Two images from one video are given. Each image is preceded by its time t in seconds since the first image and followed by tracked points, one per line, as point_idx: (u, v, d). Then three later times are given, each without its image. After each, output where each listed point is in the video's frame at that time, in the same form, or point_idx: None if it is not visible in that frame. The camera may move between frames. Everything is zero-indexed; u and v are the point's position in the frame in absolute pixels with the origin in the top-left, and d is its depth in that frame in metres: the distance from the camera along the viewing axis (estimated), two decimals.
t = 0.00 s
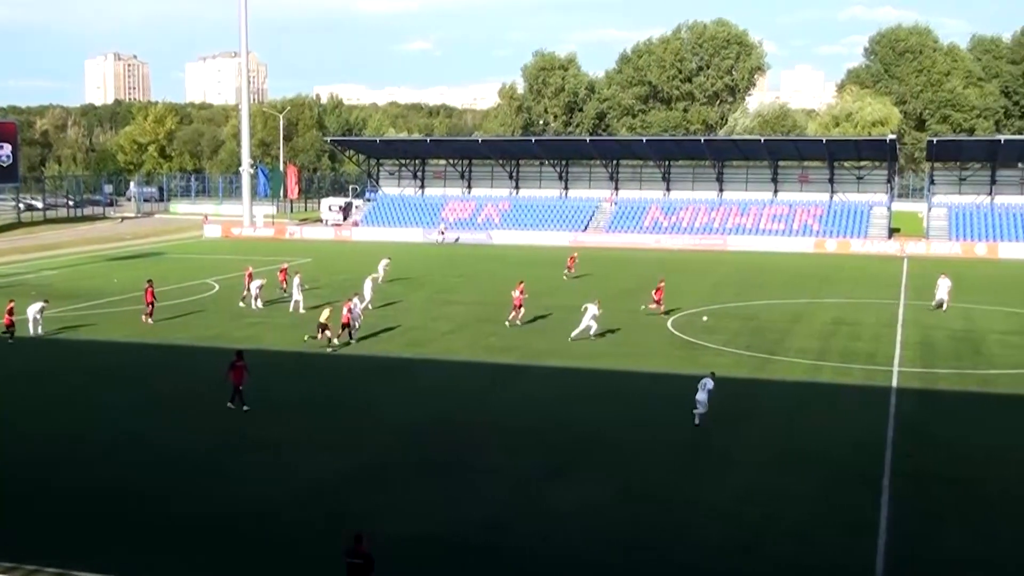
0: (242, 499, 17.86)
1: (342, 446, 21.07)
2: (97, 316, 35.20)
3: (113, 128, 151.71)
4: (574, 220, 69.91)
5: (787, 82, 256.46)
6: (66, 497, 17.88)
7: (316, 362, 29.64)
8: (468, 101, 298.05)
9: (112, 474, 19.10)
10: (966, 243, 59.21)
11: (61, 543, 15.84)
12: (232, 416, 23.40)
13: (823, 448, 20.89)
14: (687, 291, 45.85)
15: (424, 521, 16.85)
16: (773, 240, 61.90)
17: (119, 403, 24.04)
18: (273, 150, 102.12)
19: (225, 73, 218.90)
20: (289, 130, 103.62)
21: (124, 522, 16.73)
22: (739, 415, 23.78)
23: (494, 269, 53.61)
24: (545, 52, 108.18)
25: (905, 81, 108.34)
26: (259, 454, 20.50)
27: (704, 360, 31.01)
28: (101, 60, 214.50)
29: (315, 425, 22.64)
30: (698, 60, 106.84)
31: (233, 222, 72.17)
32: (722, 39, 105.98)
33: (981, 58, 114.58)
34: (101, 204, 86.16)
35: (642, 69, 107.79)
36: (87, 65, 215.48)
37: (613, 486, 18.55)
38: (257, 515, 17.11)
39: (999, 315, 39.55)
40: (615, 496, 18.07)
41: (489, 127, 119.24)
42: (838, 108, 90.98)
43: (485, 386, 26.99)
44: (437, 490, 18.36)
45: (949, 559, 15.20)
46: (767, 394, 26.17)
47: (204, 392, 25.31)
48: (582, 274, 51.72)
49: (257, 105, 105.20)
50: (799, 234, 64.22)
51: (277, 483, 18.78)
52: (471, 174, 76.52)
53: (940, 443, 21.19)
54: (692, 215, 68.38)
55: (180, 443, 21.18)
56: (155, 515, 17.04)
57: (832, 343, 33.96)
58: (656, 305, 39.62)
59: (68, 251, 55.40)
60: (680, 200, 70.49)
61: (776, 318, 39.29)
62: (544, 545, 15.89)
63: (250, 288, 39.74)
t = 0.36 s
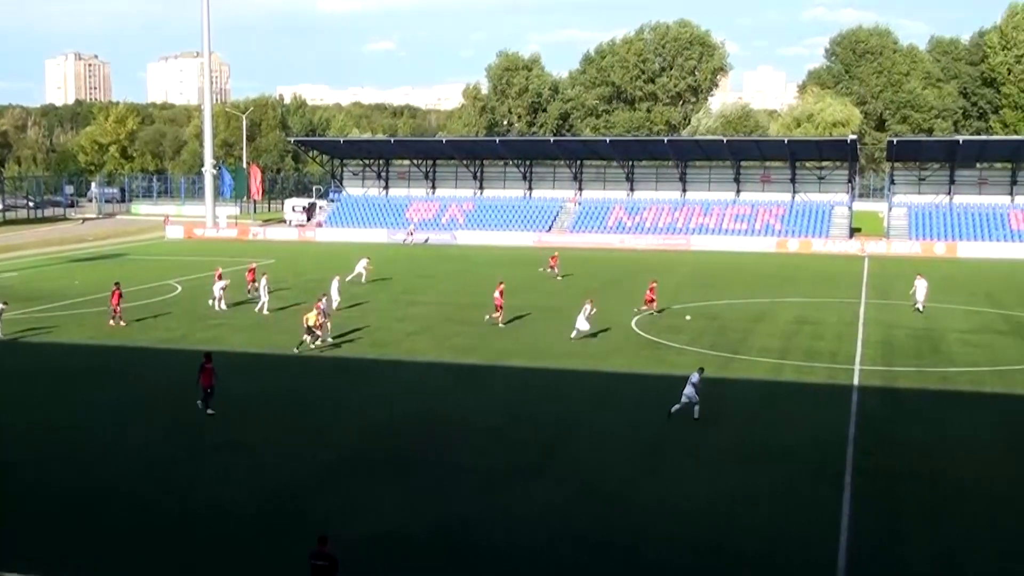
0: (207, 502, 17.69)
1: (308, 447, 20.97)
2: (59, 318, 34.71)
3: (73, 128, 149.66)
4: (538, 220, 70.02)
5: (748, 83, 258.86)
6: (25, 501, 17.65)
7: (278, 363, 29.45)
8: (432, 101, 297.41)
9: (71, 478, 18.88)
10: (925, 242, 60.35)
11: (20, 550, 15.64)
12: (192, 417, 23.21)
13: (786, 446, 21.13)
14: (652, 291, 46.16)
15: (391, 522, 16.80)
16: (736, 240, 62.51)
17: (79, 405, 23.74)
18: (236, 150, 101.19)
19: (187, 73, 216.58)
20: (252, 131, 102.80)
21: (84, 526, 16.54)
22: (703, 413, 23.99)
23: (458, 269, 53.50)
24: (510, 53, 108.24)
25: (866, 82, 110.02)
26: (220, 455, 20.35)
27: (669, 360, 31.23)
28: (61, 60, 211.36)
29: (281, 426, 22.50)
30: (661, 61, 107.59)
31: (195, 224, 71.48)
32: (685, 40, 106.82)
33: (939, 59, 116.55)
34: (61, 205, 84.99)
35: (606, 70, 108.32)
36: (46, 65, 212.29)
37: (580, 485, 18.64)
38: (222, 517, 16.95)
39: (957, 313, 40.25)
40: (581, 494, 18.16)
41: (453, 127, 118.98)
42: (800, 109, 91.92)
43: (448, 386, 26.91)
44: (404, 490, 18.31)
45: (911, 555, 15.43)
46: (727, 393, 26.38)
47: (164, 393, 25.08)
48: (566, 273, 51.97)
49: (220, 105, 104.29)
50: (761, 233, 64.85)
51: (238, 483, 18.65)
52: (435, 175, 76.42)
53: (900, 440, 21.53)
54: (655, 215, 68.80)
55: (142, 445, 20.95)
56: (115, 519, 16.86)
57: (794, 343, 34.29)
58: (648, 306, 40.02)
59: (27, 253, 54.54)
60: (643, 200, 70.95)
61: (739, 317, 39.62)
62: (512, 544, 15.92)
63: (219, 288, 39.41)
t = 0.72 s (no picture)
0: (171, 506, 17.49)
1: (273, 449, 20.82)
2: (20, 321, 34.16)
3: (31, 129, 147.48)
4: (501, 220, 70.09)
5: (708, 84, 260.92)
6: None
7: (241, 366, 29.23)
8: (394, 102, 296.48)
9: (31, 482, 18.63)
10: (885, 242, 61.49)
11: None
12: (154, 419, 22.97)
13: (750, 445, 21.33)
14: (616, 291, 46.38)
15: (358, 524, 16.71)
16: (697, 240, 63.10)
17: (39, 409, 23.43)
18: (197, 151, 100.15)
19: (146, 74, 214.17)
20: (212, 131, 101.83)
21: (44, 531, 16.30)
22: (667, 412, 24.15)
23: (422, 270, 53.40)
24: (472, 53, 108.19)
25: (825, 83, 111.41)
26: (183, 458, 20.17)
27: (634, 359, 31.42)
28: (17, 60, 208.11)
29: (245, 429, 22.31)
30: (622, 62, 108.33)
31: (156, 225, 70.75)
32: (647, 41, 107.51)
33: (896, 61, 118.35)
34: (18, 207, 83.72)
35: (568, 71, 108.86)
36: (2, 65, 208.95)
37: (546, 485, 18.69)
38: (185, 522, 16.76)
39: (915, 312, 40.89)
40: (549, 495, 18.18)
41: (415, 128, 118.71)
42: (760, 110, 92.79)
43: (412, 387, 26.89)
44: (370, 493, 18.24)
45: (875, 552, 15.64)
46: (690, 392, 26.59)
47: (126, 396, 24.82)
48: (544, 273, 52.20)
49: (181, 105, 103.28)
50: (722, 233, 65.49)
51: (202, 487, 18.50)
52: (398, 175, 76.22)
53: (862, 438, 21.83)
54: (618, 215, 69.20)
55: (104, 448, 20.73)
56: (76, 523, 16.66)
57: (756, 342, 34.66)
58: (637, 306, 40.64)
59: None
60: (606, 200, 71.34)
61: (702, 317, 39.99)
62: (479, 546, 15.91)
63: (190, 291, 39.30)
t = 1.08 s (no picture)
0: (136, 509, 17.35)
1: (238, 452, 20.71)
2: None
3: None
4: (466, 221, 70.07)
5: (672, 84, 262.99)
6: None
7: (205, 367, 29.07)
8: (360, 103, 295.37)
9: None
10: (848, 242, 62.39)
11: None
12: (118, 422, 22.81)
13: (715, 444, 21.55)
14: (581, 291, 46.63)
15: (327, 527, 16.67)
16: (662, 240, 63.56)
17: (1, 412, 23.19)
18: (160, 151, 99.34)
19: (110, 74, 211.86)
20: (176, 131, 100.54)
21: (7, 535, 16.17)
22: (634, 414, 24.35)
23: (387, 271, 53.27)
24: (436, 53, 107.87)
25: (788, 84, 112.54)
26: (149, 461, 20.06)
27: (600, 359, 31.64)
28: None
29: (210, 432, 22.18)
30: (587, 62, 108.98)
31: (119, 226, 70.12)
32: (611, 42, 107.94)
33: (858, 62, 119.79)
34: None
35: (533, 72, 109.47)
36: None
37: (514, 486, 18.78)
38: (150, 526, 16.64)
39: (877, 311, 41.53)
40: (519, 496, 18.26)
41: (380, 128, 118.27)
42: (724, 111, 93.32)
43: (378, 388, 26.87)
44: (338, 495, 18.21)
45: (839, 550, 15.87)
46: (654, 392, 26.79)
47: (90, 398, 24.63)
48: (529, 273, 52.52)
49: (144, 106, 102.32)
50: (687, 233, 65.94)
51: (168, 489, 18.42)
52: (364, 176, 75.95)
53: (826, 437, 22.14)
54: (583, 216, 69.50)
55: (66, 451, 20.56)
56: (39, 526, 16.53)
57: (720, 342, 34.95)
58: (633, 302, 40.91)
59: None
60: (571, 201, 71.58)
61: (666, 316, 40.27)
62: (446, 546, 15.98)
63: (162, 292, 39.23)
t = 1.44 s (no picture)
0: (99, 513, 17.28)
1: (202, 454, 20.63)
2: None
3: None
4: (430, 222, 69.99)
5: (636, 85, 264.45)
6: None
7: (169, 370, 28.89)
8: (323, 103, 293.95)
9: None
10: (808, 241, 63.22)
11: None
12: (81, 425, 22.65)
13: (679, 444, 21.76)
14: (545, 292, 46.84)
15: (293, 530, 16.64)
16: (625, 241, 64.05)
17: None
18: (121, 152, 98.42)
19: (70, 75, 209.24)
20: (137, 132, 99.77)
21: None
22: (599, 413, 24.54)
23: (352, 272, 53.16)
24: (400, 54, 107.51)
25: (749, 85, 113.72)
26: (112, 464, 19.97)
27: (563, 359, 31.82)
28: None
29: (174, 434, 22.08)
30: (550, 63, 108.87)
31: (79, 228, 69.41)
32: (574, 43, 108.11)
33: (819, 63, 121.13)
34: None
35: (495, 73, 110.02)
36: None
37: (480, 487, 18.86)
38: (113, 530, 16.53)
39: (838, 310, 42.16)
40: (485, 497, 18.34)
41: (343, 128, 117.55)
42: (687, 112, 93.91)
43: (341, 389, 26.85)
44: (304, 497, 18.19)
45: (801, 548, 16.10)
46: (617, 392, 27.01)
47: (52, 401, 24.44)
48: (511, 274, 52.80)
49: (105, 107, 101.23)
50: (650, 234, 66.36)
51: (131, 492, 18.34)
52: (327, 177, 75.64)
53: (789, 436, 22.43)
54: (547, 217, 69.76)
55: (28, 455, 20.42)
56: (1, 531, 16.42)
57: (683, 342, 35.27)
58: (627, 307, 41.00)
59: None
60: (535, 201, 71.79)
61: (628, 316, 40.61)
62: (410, 547, 16.04)
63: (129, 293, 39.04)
